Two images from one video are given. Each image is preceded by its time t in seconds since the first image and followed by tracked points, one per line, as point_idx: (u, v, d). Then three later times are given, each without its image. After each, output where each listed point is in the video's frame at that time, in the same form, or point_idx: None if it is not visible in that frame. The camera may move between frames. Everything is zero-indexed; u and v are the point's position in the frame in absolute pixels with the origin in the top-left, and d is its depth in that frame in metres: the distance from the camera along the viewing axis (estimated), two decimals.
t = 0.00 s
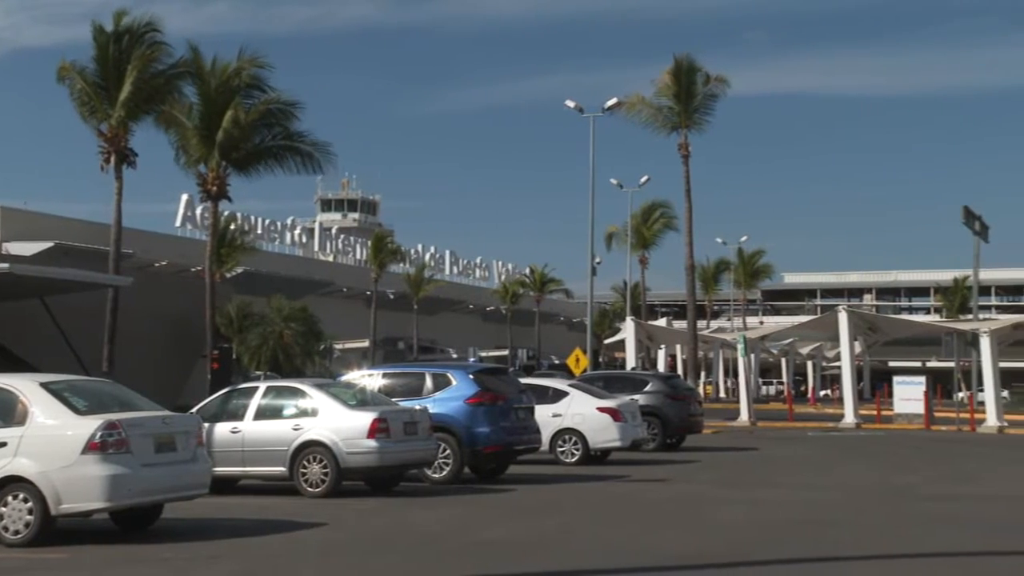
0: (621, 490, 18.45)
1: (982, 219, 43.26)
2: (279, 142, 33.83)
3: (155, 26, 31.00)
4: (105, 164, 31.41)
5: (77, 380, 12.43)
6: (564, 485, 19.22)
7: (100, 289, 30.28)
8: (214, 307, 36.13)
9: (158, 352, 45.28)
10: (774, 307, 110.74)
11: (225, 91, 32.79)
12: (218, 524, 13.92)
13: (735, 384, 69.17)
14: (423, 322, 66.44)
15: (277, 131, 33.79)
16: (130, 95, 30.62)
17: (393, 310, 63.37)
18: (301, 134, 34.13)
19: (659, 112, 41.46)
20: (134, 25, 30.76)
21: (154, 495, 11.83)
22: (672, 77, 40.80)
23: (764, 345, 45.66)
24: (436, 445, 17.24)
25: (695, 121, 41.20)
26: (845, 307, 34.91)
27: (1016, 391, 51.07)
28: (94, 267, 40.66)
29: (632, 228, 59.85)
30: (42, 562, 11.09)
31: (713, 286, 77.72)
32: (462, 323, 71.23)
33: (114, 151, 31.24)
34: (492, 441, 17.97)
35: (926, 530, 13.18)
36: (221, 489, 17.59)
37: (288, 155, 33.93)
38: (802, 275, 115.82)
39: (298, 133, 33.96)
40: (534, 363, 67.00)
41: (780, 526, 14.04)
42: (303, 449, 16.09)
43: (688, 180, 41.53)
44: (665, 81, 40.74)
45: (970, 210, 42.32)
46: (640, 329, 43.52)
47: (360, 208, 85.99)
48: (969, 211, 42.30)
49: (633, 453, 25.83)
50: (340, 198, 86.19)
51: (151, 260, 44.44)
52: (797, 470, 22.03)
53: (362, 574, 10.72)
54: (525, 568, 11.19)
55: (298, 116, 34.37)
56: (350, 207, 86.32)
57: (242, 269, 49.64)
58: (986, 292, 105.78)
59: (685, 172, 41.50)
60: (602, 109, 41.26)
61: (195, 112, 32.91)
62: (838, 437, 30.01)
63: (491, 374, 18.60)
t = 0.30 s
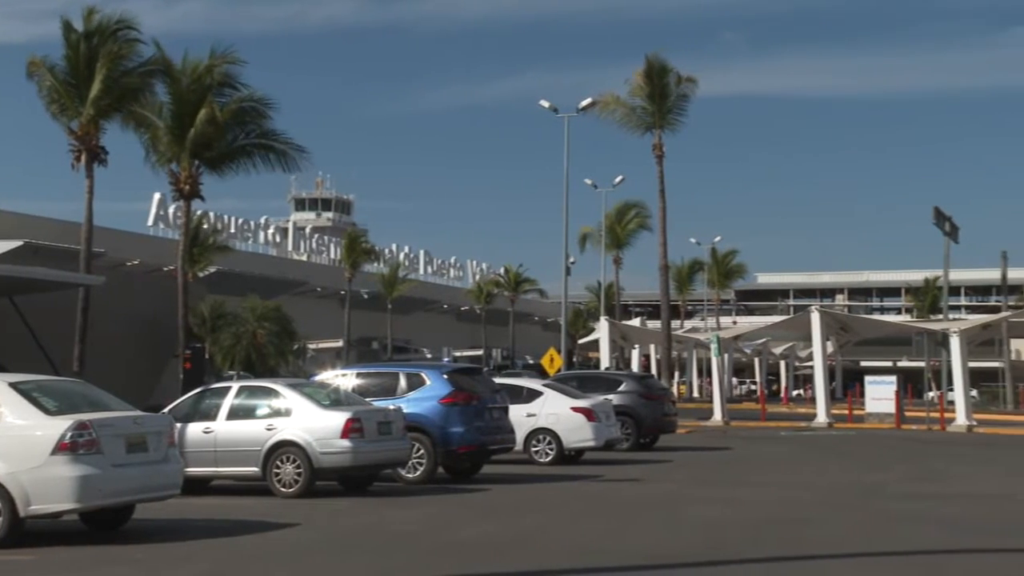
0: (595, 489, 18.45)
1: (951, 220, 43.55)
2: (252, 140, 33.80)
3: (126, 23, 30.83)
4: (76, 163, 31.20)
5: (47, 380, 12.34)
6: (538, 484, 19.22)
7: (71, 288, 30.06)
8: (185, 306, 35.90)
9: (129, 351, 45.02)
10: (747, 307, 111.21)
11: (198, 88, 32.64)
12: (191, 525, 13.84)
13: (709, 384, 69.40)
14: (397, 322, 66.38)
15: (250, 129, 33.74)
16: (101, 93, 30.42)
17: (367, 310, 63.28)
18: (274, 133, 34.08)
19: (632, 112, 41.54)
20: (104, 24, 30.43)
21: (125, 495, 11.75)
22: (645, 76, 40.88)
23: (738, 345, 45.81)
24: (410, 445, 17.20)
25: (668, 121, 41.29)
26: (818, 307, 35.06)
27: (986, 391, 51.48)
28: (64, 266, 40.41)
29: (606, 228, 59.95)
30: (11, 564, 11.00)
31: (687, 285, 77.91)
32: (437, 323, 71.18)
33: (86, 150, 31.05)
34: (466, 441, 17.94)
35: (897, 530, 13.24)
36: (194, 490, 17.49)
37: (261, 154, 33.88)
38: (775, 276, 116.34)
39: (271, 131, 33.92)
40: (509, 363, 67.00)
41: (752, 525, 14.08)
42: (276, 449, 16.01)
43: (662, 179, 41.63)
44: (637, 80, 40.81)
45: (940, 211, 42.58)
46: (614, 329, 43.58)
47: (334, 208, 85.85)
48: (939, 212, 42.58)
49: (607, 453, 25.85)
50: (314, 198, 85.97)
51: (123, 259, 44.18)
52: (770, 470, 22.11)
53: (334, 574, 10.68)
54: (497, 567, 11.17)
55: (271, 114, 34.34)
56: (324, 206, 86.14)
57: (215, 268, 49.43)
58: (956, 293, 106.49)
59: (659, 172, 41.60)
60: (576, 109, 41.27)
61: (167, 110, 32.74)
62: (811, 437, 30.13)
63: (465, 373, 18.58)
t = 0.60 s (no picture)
0: (566, 489, 18.47)
1: (920, 220, 43.85)
2: (223, 139, 33.65)
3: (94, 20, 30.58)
4: (43, 161, 30.95)
5: (15, 380, 12.23)
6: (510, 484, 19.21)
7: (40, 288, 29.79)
8: (155, 307, 35.68)
9: (99, 351, 44.72)
10: (718, 306, 111.63)
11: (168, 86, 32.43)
12: (161, 525, 13.76)
13: (680, 384, 69.62)
14: (369, 322, 66.29)
15: (220, 128, 33.59)
16: (68, 90, 30.19)
17: (338, 310, 63.14)
18: (246, 132, 33.94)
19: (604, 112, 41.61)
20: (72, 21, 30.16)
21: (94, 496, 11.67)
22: (615, 76, 40.95)
23: (709, 345, 45.98)
24: (381, 445, 17.16)
25: (640, 121, 41.41)
26: (788, 307, 35.22)
27: (954, 390, 51.90)
28: (31, 265, 40.12)
29: (578, 228, 60.05)
30: None
31: (659, 286, 78.10)
32: (409, 322, 71.09)
33: (53, 148, 30.80)
34: (438, 441, 17.91)
35: (866, 528, 13.32)
36: (163, 490, 17.38)
37: (233, 153, 33.73)
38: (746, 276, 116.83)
39: (242, 130, 33.77)
40: (481, 362, 66.98)
41: (724, 523, 14.12)
42: (247, 449, 15.94)
43: (634, 180, 41.72)
44: (608, 80, 40.87)
45: (909, 212, 42.86)
46: (586, 329, 43.66)
47: (306, 207, 85.62)
48: (907, 213, 42.88)
49: (579, 453, 25.87)
50: (286, 197, 85.72)
51: (92, 259, 43.89)
52: (741, 469, 22.20)
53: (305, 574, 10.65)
54: (469, 567, 11.16)
55: (242, 113, 34.20)
56: (296, 206, 85.88)
57: (185, 268, 49.19)
58: (925, 293, 107.25)
59: (632, 172, 41.68)
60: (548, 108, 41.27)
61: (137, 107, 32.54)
62: (782, 436, 30.28)
63: (437, 373, 18.55)
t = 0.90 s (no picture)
0: (540, 489, 18.47)
1: (892, 221, 44.11)
2: (195, 139, 33.53)
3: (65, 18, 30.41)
4: (13, 159, 30.71)
5: None
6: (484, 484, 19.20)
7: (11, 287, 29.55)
8: (128, 307, 35.43)
9: (69, 351, 44.40)
10: (692, 306, 111.96)
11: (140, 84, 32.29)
12: (132, 527, 13.69)
13: (654, 384, 69.78)
14: (343, 321, 66.18)
15: (193, 127, 33.47)
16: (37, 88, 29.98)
17: (312, 309, 62.95)
18: (218, 131, 33.85)
19: (578, 112, 41.63)
20: (41, 18, 29.98)
21: (64, 497, 11.59)
22: (588, 76, 40.99)
23: (683, 345, 46.11)
24: (355, 445, 17.11)
25: (614, 121, 41.45)
26: (761, 307, 35.35)
27: (924, 390, 52.28)
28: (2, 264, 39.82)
29: (552, 228, 60.08)
30: None
31: (633, 286, 78.26)
32: (382, 322, 70.95)
33: (23, 146, 30.58)
34: (412, 441, 17.87)
35: (836, 527, 13.39)
36: (135, 491, 17.27)
37: (205, 152, 33.64)
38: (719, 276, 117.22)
39: (215, 130, 33.68)
40: (455, 362, 66.89)
41: (696, 523, 14.15)
42: (219, 449, 15.86)
43: (608, 180, 41.79)
44: (580, 80, 40.92)
45: (881, 213, 43.10)
46: (560, 329, 43.69)
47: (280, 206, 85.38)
48: (879, 214, 43.11)
49: (553, 452, 25.87)
50: (260, 196, 85.43)
51: (63, 258, 43.57)
52: (714, 468, 22.26)
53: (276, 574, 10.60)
54: (442, 567, 11.15)
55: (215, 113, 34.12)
56: (270, 205, 85.60)
57: (157, 267, 48.91)
58: (897, 294, 107.87)
59: (606, 172, 41.75)
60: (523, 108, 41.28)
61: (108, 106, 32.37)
62: (756, 436, 30.37)
63: (411, 373, 18.52)
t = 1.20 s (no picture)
0: (513, 489, 18.47)
1: (862, 223, 44.36)
2: (167, 138, 33.29)
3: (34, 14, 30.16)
4: None
5: None
6: (458, 484, 19.17)
7: None
8: (97, 307, 35.13)
9: (38, 351, 44.04)
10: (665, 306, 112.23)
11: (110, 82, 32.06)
12: (103, 527, 13.59)
13: (627, 383, 69.91)
14: (316, 321, 65.95)
15: (164, 127, 33.24)
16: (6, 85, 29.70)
17: (284, 309, 62.72)
18: (190, 131, 33.62)
19: (552, 112, 41.65)
20: (8, 16, 29.80)
21: (33, 498, 11.50)
22: (562, 76, 41.03)
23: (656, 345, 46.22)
24: (327, 445, 17.04)
25: (588, 122, 41.49)
26: (734, 307, 35.46)
27: (895, 390, 52.59)
28: None
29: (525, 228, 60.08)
30: None
31: (606, 286, 78.40)
32: (355, 322, 70.76)
33: None
34: (385, 440, 17.82)
35: (807, 526, 13.44)
36: (105, 491, 17.14)
37: (177, 152, 33.42)
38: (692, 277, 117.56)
39: (187, 129, 33.46)
40: (428, 362, 66.80)
41: (668, 523, 14.18)
42: (191, 450, 15.76)
43: (582, 180, 41.80)
44: (554, 80, 40.96)
45: (852, 214, 43.33)
46: (533, 329, 43.69)
47: (252, 205, 85.02)
48: (850, 214, 43.36)
49: (526, 452, 25.86)
50: (232, 195, 85.06)
51: (32, 257, 43.19)
52: (687, 468, 22.31)
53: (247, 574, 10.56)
54: (414, 567, 11.12)
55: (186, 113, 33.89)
56: (242, 204, 85.24)
57: (128, 266, 48.58)
58: (868, 294, 108.46)
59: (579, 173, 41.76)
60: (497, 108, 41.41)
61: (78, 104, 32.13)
62: (728, 436, 30.45)
63: (384, 373, 18.47)
